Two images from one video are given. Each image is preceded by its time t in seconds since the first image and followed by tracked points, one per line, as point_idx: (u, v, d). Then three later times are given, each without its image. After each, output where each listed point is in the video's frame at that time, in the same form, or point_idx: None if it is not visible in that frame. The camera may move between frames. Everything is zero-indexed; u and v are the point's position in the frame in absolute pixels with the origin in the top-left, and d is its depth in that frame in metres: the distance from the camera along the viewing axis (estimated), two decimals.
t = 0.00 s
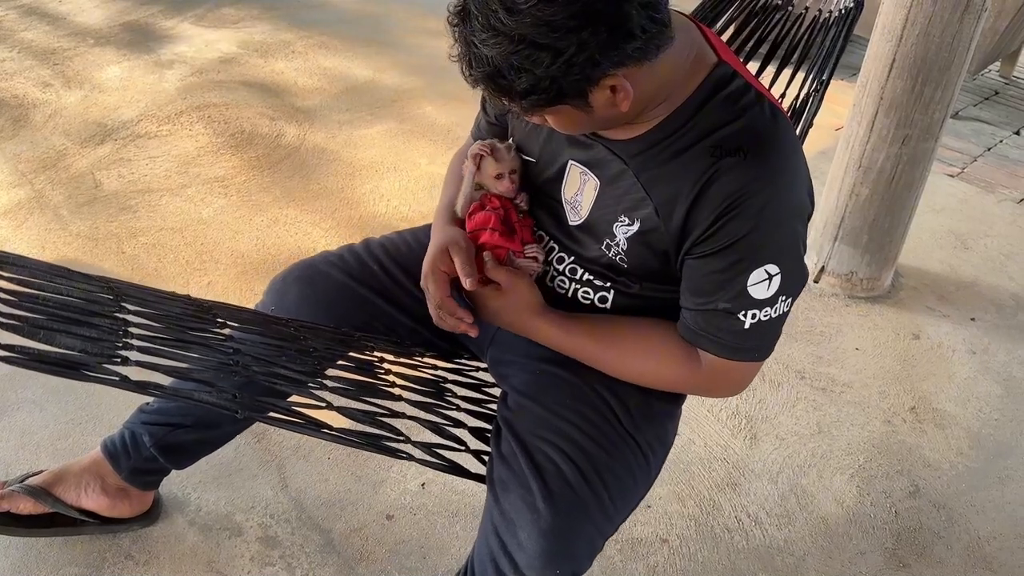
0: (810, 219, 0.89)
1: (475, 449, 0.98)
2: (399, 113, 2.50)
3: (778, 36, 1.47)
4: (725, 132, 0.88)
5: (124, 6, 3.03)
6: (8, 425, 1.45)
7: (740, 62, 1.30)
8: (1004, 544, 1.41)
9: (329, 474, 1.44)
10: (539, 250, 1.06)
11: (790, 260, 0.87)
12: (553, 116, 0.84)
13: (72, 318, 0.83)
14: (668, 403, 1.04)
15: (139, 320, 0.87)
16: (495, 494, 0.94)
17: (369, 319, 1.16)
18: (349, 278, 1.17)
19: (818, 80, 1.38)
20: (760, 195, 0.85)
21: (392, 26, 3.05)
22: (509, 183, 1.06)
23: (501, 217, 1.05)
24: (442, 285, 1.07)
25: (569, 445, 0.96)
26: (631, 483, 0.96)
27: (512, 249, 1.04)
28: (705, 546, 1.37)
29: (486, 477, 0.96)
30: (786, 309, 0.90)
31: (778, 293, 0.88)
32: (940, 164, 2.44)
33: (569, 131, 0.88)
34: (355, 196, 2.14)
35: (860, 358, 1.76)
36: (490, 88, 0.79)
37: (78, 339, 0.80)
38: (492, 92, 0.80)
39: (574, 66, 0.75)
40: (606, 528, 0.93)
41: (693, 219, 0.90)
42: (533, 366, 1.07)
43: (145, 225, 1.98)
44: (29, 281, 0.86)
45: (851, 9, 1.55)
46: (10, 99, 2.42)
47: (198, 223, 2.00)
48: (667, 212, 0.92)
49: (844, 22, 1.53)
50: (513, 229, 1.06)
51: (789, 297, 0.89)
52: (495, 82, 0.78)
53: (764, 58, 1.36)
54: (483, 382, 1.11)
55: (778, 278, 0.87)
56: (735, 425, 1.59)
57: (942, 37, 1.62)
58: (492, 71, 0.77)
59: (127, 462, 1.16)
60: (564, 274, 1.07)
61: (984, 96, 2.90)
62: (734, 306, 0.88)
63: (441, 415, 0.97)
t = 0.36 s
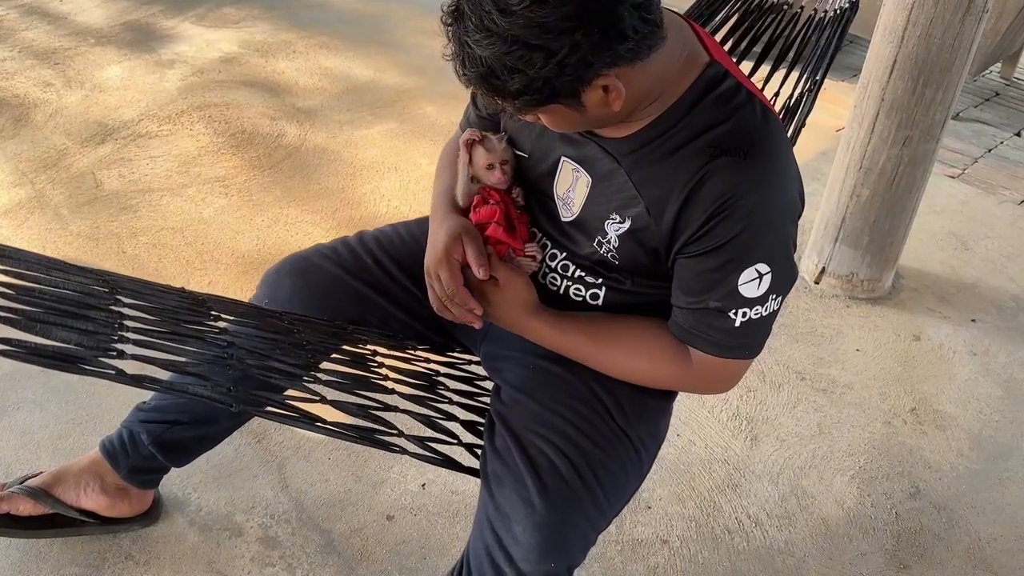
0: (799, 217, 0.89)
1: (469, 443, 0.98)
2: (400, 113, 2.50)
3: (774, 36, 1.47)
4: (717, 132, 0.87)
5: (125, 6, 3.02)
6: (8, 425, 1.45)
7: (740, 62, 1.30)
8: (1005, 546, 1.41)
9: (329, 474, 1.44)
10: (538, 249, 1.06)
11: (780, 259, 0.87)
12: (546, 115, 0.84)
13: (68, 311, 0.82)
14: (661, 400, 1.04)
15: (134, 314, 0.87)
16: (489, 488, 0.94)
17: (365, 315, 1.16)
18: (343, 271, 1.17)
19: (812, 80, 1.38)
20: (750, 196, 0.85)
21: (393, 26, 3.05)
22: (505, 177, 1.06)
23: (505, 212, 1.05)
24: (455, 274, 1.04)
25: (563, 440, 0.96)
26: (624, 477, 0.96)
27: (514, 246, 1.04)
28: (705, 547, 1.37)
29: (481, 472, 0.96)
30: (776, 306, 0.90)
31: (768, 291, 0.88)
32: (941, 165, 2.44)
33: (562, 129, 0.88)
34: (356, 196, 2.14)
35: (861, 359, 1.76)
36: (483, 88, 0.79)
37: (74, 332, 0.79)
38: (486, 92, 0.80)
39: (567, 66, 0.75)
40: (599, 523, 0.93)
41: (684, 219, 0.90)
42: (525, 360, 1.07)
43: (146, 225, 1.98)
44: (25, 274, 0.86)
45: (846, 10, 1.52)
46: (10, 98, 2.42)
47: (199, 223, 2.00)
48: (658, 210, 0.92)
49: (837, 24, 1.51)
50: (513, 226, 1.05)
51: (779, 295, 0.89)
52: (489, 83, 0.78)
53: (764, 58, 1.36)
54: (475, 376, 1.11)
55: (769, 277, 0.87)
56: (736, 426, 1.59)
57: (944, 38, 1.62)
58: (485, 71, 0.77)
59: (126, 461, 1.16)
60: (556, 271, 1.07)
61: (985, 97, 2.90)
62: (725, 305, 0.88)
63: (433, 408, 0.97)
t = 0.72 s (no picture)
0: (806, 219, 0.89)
1: (474, 447, 0.98)
2: (401, 113, 2.50)
3: (778, 38, 1.47)
4: (722, 133, 0.87)
5: (126, 6, 3.03)
6: (9, 424, 1.46)
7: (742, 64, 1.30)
8: (1004, 547, 1.41)
9: (330, 474, 1.44)
10: (543, 252, 1.07)
11: (787, 261, 0.87)
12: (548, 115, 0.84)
13: (74, 315, 0.83)
14: (666, 403, 1.04)
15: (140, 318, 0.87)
16: (494, 492, 0.94)
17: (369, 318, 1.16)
18: (349, 276, 1.17)
19: (817, 82, 1.38)
20: (755, 197, 0.85)
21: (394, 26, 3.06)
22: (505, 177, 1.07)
23: (510, 214, 1.05)
24: (463, 276, 1.04)
25: (568, 443, 0.96)
26: (629, 481, 0.96)
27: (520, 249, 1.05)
28: (705, 548, 1.37)
29: (485, 476, 0.96)
30: (783, 308, 0.90)
31: (775, 293, 0.88)
32: (941, 166, 2.44)
33: (564, 129, 0.88)
34: (356, 196, 2.14)
35: (861, 360, 1.76)
36: (489, 86, 0.79)
37: (80, 335, 0.80)
38: (491, 91, 0.80)
39: (570, 65, 0.75)
40: (604, 526, 0.93)
41: (688, 221, 0.91)
42: (531, 364, 1.07)
43: (147, 225, 1.98)
44: (30, 278, 0.86)
45: (852, 11, 1.53)
46: (11, 98, 2.43)
47: (199, 223, 2.00)
48: (663, 211, 0.93)
49: (844, 25, 1.52)
50: (520, 229, 1.06)
51: (786, 297, 0.89)
52: (494, 80, 0.78)
53: (766, 59, 1.36)
54: (481, 380, 1.11)
55: (775, 278, 0.87)
56: (736, 427, 1.59)
57: (944, 39, 1.62)
58: (489, 69, 0.77)
59: (128, 461, 1.16)
60: (561, 274, 1.07)
61: (986, 99, 2.90)
62: (731, 306, 0.89)
63: (439, 412, 0.97)
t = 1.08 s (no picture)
0: (813, 219, 0.88)
1: (482, 452, 0.98)
2: (402, 114, 2.50)
3: (785, 39, 1.46)
4: (726, 133, 0.87)
5: (127, 6, 3.03)
6: (10, 424, 1.46)
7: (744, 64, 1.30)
8: (1004, 548, 1.41)
9: (330, 474, 1.44)
10: (551, 255, 1.07)
11: (795, 261, 0.87)
12: (553, 117, 0.84)
13: (81, 319, 0.83)
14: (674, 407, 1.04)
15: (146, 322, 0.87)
16: (501, 497, 0.94)
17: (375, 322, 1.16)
18: (355, 280, 1.17)
19: (824, 83, 1.38)
20: (763, 197, 0.85)
21: (395, 26, 3.06)
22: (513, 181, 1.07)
23: (518, 217, 1.06)
24: (470, 279, 1.04)
25: (576, 448, 0.96)
26: (637, 486, 0.96)
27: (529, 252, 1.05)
28: (705, 548, 1.37)
29: (493, 482, 0.96)
30: (793, 309, 0.89)
31: (784, 293, 0.88)
32: (942, 167, 2.44)
33: (568, 132, 0.88)
34: (357, 196, 2.14)
35: (862, 360, 1.76)
36: (493, 88, 0.80)
37: (86, 339, 0.80)
38: (496, 92, 0.80)
39: (576, 64, 0.75)
40: (612, 531, 0.93)
41: (695, 222, 0.91)
42: (540, 369, 1.07)
43: (148, 224, 1.98)
44: (36, 281, 0.86)
45: (858, 13, 1.54)
46: (13, 98, 2.43)
47: (200, 223, 2.00)
48: (670, 213, 0.92)
49: (850, 26, 1.52)
50: (527, 232, 1.06)
51: (796, 297, 0.89)
52: (499, 81, 0.78)
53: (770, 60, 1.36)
54: (489, 386, 1.11)
55: (784, 278, 0.87)
56: (736, 427, 1.59)
57: (945, 40, 1.62)
58: (494, 71, 0.77)
59: (130, 462, 1.16)
60: (568, 278, 1.08)
61: (986, 100, 2.91)
62: (741, 307, 0.88)
63: (447, 418, 0.97)
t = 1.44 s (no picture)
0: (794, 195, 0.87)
1: (469, 448, 0.98)
2: (402, 114, 2.50)
3: (781, 40, 1.47)
4: (705, 114, 0.87)
5: (127, 6, 3.03)
6: (10, 423, 1.46)
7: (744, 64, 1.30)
8: (1005, 549, 1.41)
9: (331, 474, 1.44)
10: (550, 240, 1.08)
11: (778, 239, 0.85)
12: (533, 91, 0.85)
13: (76, 315, 0.83)
14: (656, 399, 1.04)
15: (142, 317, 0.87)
16: (481, 488, 0.94)
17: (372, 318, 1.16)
18: (355, 278, 1.17)
19: (818, 82, 1.38)
20: (743, 177, 0.84)
21: (396, 26, 3.06)
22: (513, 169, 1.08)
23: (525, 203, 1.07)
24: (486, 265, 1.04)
25: (554, 437, 0.96)
26: (617, 475, 0.96)
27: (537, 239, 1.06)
28: (705, 548, 1.37)
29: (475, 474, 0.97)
30: (783, 288, 0.88)
31: (770, 273, 0.86)
32: (943, 168, 2.44)
33: (550, 112, 0.89)
34: (358, 196, 2.14)
35: (862, 361, 1.76)
36: (477, 49, 0.79)
37: (81, 335, 0.80)
38: (479, 54, 0.80)
39: (557, 23, 0.75)
40: (590, 520, 0.93)
41: (679, 206, 0.90)
42: (533, 364, 1.06)
43: (148, 224, 1.98)
44: (32, 276, 0.86)
45: (854, 11, 1.54)
46: (14, 98, 2.43)
47: (201, 223, 2.00)
48: (653, 199, 0.92)
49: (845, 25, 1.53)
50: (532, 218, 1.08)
51: (784, 276, 0.87)
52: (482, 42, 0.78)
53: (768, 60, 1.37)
54: (482, 381, 1.11)
55: (769, 257, 0.85)
56: (736, 428, 1.59)
57: (946, 41, 1.62)
58: (475, 28, 0.77)
59: (130, 468, 1.17)
60: (559, 270, 1.08)
61: (987, 100, 2.91)
62: (727, 291, 0.87)
63: (438, 414, 0.97)
